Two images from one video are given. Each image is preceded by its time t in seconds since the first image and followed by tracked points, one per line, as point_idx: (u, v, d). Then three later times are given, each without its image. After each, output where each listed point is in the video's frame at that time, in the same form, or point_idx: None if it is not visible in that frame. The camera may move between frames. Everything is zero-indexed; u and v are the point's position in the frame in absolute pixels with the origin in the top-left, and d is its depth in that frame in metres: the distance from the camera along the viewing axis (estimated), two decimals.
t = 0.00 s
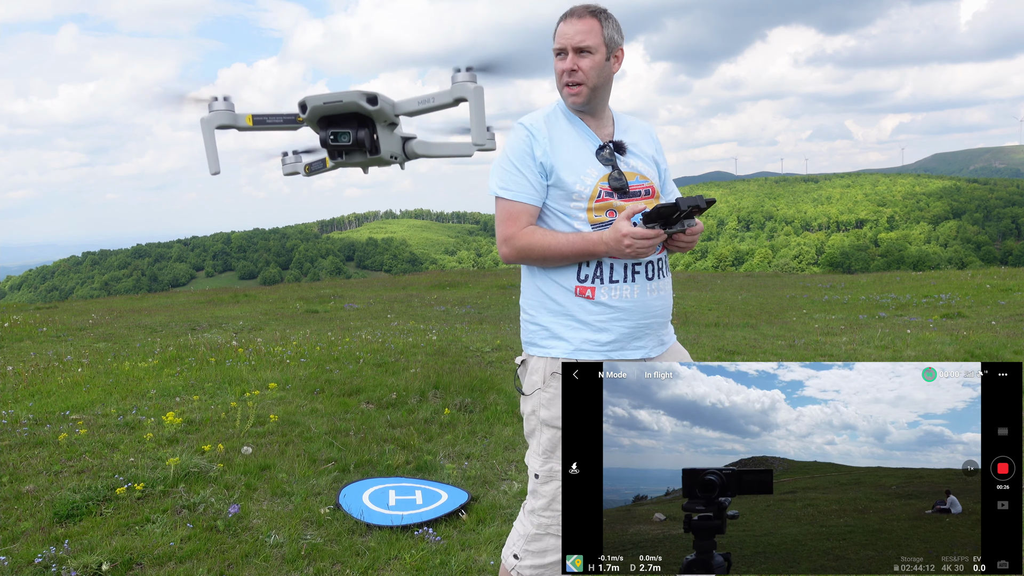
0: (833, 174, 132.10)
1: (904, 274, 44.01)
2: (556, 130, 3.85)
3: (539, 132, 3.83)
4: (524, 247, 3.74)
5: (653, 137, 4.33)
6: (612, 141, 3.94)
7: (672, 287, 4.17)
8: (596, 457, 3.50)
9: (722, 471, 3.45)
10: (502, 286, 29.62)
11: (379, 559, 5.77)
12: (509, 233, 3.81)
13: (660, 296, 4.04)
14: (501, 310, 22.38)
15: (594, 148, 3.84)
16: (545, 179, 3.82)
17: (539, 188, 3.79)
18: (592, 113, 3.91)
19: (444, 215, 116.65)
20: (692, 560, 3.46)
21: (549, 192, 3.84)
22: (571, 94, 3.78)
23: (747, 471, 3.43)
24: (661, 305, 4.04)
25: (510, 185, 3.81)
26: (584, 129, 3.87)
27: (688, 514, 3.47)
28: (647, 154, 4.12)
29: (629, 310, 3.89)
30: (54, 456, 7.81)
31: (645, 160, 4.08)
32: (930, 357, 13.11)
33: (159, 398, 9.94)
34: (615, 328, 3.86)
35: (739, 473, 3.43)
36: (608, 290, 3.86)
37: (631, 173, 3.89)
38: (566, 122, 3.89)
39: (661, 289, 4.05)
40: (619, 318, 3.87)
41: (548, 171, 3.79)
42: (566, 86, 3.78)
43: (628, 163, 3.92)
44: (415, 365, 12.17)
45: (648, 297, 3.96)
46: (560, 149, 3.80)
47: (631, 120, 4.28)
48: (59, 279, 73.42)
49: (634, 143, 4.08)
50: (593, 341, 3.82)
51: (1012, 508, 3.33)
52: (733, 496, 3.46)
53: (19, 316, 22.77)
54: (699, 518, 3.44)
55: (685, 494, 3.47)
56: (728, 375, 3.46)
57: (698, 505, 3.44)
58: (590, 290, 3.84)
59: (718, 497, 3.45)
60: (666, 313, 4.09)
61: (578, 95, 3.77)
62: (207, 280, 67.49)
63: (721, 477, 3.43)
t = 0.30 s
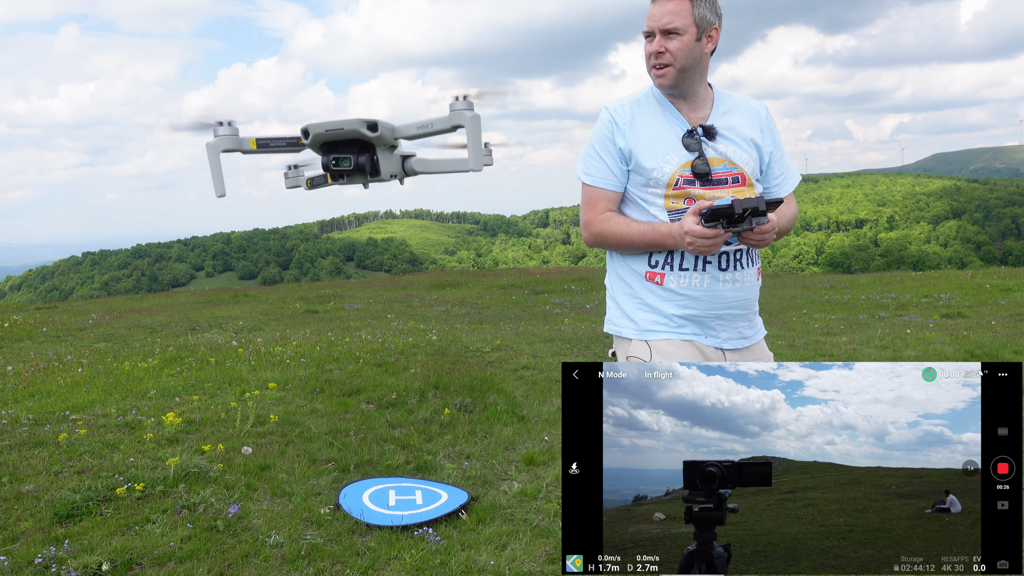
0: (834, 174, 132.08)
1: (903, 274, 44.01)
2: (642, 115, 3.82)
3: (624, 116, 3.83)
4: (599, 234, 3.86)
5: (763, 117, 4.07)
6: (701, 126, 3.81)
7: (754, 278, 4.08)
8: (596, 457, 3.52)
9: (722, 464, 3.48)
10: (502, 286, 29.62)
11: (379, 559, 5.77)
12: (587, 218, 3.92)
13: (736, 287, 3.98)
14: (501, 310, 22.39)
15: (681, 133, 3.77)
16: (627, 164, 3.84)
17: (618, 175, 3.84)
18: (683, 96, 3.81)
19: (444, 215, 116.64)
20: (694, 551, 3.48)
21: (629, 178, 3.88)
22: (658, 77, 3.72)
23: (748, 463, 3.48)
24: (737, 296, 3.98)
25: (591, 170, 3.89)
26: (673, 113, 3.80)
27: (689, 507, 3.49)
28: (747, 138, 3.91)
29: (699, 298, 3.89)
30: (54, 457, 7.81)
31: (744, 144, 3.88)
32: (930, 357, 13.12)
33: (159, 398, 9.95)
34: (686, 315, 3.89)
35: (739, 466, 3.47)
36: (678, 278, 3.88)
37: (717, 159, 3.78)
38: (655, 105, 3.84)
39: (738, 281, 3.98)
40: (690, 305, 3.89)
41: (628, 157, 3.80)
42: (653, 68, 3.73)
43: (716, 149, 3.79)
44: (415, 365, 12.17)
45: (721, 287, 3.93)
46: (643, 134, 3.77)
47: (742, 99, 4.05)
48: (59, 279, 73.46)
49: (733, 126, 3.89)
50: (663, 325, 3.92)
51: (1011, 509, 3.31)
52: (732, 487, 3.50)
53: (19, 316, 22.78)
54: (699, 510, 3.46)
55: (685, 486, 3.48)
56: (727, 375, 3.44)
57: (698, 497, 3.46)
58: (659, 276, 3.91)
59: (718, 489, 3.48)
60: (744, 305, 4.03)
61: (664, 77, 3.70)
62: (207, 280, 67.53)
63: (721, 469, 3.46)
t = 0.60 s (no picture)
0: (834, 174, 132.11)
1: (903, 273, 44.07)
2: (695, 129, 3.68)
3: (675, 133, 3.71)
4: (652, 256, 3.76)
5: (822, 125, 3.84)
6: (758, 137, 3.61)
7: (826, 296, 3.79)
8: (596, 457, 3.52)
9: (723, 450, 3.46)
10: (501, 286, 29.65)
11: (379, 559, 5.77)
12: (641, 239, 3.85)
13: (807, 307, 3.71)
14: (501, 310, 22.40)
15: (737, 146, 3.59)
16: (680, 182, 3.72)
17: (670, 193, 3.74)
18: (740, 105, 3.63)
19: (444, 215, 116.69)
20: (694, 534, 3.42)
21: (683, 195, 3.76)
22: (716, 84, 3.55)
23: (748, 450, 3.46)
24: (810, 317, 3.72)
25: (643, 190, 3.81)
26: (729, 124, 3.63)
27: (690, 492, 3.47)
28: (808, 147, 3.67)
29: (766, 321, 3.66)
30: (54, 457, 7.81)
31: (805, 153, 3.65)
32: (930, 356, 13.14)
33: (159, 398, 9.96)
34: (752, 339, 3.68)
35: (739, 453, 3.46)
36: (741, 300, 3.67)
37: (777, 171, 3.55)
38: (707, 118, 3.69)
39: (810, 300, 3.71)
40: (756, 328, 3.67)
41: (680, 175, 3.68)
42: (710, 76, 3.57)
43: (776, 160, 3.57)
44: (415, 365, 12.18)
45: (790, 308, 3.67)
46: (695, 150, 3.63)
47: (798, 107, 3.84)
48: (59, 279, 73.53)
49: (793, 135, 3.67)
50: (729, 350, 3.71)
51: (1011, 509, 3.31)
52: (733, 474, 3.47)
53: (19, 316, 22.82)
54: (701, 494, 3.44)
55: (687, 471, 3.46)
56: (727, 375, 3.44)
57: (699, 481, 3.43)
58: (721, 299, 3.71)
59: (719, 475, 3.44)
60: (818, 326, 3.75)
61: (722, 83, 3.53)
62: (207, 280, 67.59)
63: (722, 454, 3.43)
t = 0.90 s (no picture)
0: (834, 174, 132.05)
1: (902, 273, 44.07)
2: (741, 121, 3.64)
3: (719, 125, 3.69)
4: (694, 250, 3.75)
5: (888, 109, 3.58)
6: (808, 128, 3.51)
7: (875, 297, 3.67)
8: (596, 457, 3.53)
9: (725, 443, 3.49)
10: (501, 286, 29.65)
11: (379, 559, 5.77)
12: (684, 233, 3.85)
13: (848, 309, 3.63)
14: (501, 310, 22.41)
15: (783, 138, 3.52)
16: (723, 175, 3.71)
17: (714, 187, 3.72)
18: (792, 92, 3.53)
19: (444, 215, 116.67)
20: (698, 525, 3.42)
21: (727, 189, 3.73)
22: (772, 75, 3.44)
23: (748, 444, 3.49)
24: (851, 319, 3.64)
25: (687, 183, 3.81)
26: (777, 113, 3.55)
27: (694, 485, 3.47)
28: (865, 136, 3.48)
29: (801, 322, 3.66)
30: (54, 457, 7.81)
31: (859, 142, 3.48)
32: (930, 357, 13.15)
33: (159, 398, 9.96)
34: (788, 339, 3.70)
35: (741, 446, 3.48)
36: (777, 300, 3.70)
37: (824, 164, 3.46)
38: (754, 108, 3.64)
39: (853, 302, 3.62)
40: (791, 329, 3.68)
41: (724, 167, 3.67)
42: (765, 66, 3.45)
43: (824, 152, 3.47)
44: (415, 365, 12.18)
45: (828, 310, 3.62)
46: (740, 142, 3.59)
47: (857, 91, 3.63)
48: (59, 279, 73.54)
49: (848, 124, 3.50)
50: (765, 349, 3.76)
51: (1011, 509, 3.28)
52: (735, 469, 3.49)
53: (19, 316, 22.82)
54: (704, 487, 3.44)
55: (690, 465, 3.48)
56: (727, 375, 3.45)
57: (703, 475, 3.45)
58: (758, 298, 3.76)
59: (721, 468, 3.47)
60: (861, 328, 3.66)
61: (779, 72, 3.42)
62: (208, 280, 67.61)
63: (724, 447, 3.46)
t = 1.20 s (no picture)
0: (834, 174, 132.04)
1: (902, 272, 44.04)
2: (795, 109, 3.58)
3: (775, 114, 3.67)
4: (743, 239, 3.86)
5: (964, 99, 3.17)
6: (866, 121, 3.32)
7: (915, 302, 3.38)
8: (596, 456, 3.52)
9: (712, 444, 3.47)
10: (501, 286, 29.64)
11: (379, 559, 5.77)
12: (738, 222, 3.95)
13: (878, 312, 3.45)
14: (501, 310, 22.40)
15: (836, 130, 3.39)
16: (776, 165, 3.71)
17: (766, 177, 3.77)
18: (857, 83, 3.32)
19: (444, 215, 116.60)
20: (683, 525, 3.43)
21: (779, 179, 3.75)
22: (836, 64, 3.25)
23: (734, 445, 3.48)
24: (883, 323, 3.45)
25: (743, 172, 3.89)
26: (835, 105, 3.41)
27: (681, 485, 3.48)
28: (922, 131, 3.20)
29: (829, 322, 3.57)
30: (54, 457, 7.81)
31: (916, 137, 3.21)
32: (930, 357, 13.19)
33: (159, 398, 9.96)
34: (815, 337, 3.65)
35: (729, 447, 3.47)
36: (809, 296, 3.66)
37: (872, 160, 3.29)
38: (813, 97, 3.54)
39: (884, 305, 3.43)
40: (817, 327, 3.63)
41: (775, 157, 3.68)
42: (828, 55, 3.26)
43: (874, 147, 3.28)
44: (415, 365, 12.17)
45: (855, 311, 3.49)
46: (790, 132, 3.56)
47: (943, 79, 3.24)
48: (59, 279, 73.54)
49: (905, 117, 3.24)
50: (798, 343, 3.75)
51: (1011, 509, 3.23)
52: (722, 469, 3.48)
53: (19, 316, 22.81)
54: (691, 487, 3.45)
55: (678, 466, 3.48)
56: (714, 374, 3.44)
57: (690, 475, 3.45)
58: (795, 292, 3.75)
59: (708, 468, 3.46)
60: (895, 334, 3.44)
61: (843, 61, 3.23)
62: (208, 280, 67.60)
63: (712, 447, 3.45)
